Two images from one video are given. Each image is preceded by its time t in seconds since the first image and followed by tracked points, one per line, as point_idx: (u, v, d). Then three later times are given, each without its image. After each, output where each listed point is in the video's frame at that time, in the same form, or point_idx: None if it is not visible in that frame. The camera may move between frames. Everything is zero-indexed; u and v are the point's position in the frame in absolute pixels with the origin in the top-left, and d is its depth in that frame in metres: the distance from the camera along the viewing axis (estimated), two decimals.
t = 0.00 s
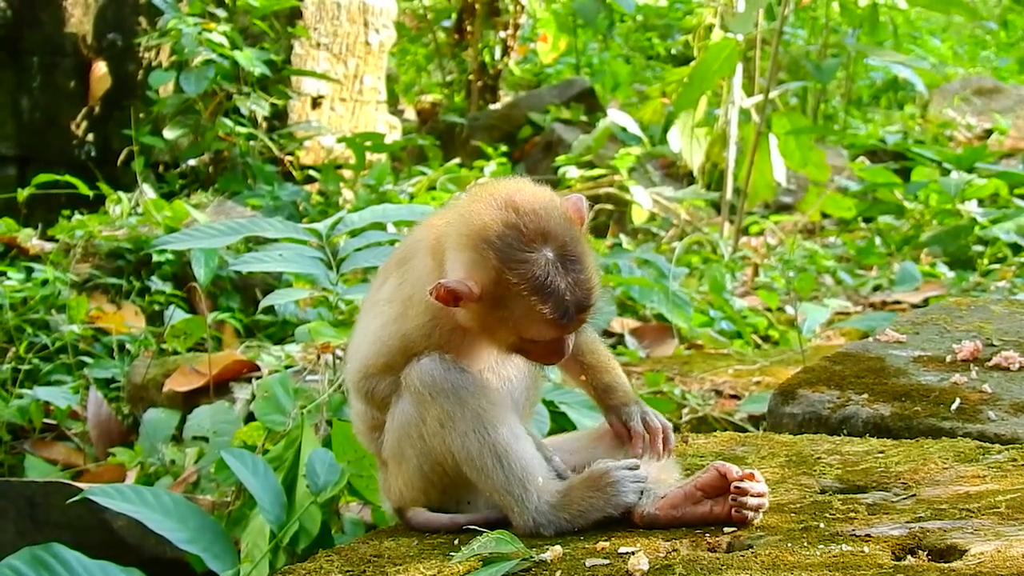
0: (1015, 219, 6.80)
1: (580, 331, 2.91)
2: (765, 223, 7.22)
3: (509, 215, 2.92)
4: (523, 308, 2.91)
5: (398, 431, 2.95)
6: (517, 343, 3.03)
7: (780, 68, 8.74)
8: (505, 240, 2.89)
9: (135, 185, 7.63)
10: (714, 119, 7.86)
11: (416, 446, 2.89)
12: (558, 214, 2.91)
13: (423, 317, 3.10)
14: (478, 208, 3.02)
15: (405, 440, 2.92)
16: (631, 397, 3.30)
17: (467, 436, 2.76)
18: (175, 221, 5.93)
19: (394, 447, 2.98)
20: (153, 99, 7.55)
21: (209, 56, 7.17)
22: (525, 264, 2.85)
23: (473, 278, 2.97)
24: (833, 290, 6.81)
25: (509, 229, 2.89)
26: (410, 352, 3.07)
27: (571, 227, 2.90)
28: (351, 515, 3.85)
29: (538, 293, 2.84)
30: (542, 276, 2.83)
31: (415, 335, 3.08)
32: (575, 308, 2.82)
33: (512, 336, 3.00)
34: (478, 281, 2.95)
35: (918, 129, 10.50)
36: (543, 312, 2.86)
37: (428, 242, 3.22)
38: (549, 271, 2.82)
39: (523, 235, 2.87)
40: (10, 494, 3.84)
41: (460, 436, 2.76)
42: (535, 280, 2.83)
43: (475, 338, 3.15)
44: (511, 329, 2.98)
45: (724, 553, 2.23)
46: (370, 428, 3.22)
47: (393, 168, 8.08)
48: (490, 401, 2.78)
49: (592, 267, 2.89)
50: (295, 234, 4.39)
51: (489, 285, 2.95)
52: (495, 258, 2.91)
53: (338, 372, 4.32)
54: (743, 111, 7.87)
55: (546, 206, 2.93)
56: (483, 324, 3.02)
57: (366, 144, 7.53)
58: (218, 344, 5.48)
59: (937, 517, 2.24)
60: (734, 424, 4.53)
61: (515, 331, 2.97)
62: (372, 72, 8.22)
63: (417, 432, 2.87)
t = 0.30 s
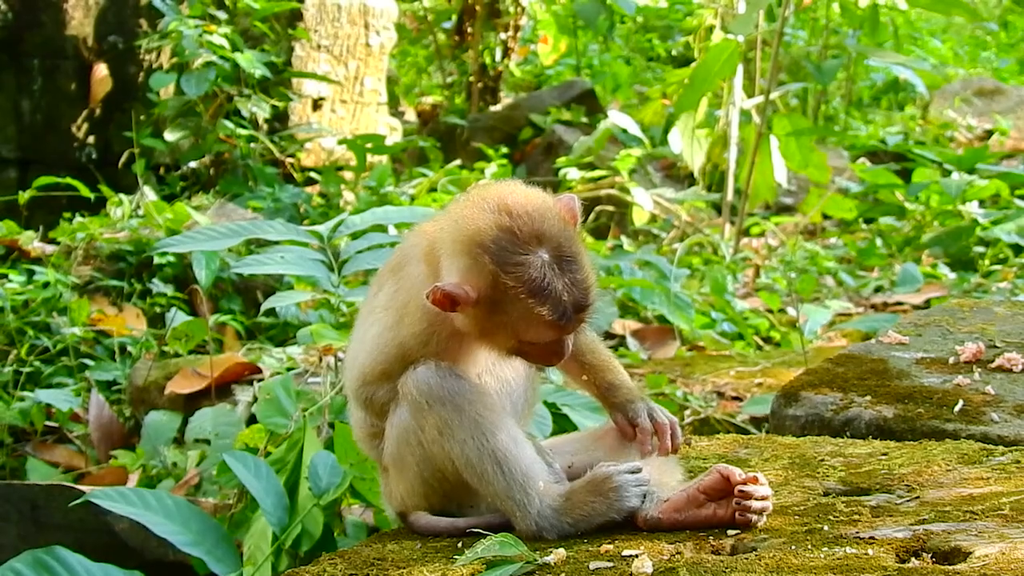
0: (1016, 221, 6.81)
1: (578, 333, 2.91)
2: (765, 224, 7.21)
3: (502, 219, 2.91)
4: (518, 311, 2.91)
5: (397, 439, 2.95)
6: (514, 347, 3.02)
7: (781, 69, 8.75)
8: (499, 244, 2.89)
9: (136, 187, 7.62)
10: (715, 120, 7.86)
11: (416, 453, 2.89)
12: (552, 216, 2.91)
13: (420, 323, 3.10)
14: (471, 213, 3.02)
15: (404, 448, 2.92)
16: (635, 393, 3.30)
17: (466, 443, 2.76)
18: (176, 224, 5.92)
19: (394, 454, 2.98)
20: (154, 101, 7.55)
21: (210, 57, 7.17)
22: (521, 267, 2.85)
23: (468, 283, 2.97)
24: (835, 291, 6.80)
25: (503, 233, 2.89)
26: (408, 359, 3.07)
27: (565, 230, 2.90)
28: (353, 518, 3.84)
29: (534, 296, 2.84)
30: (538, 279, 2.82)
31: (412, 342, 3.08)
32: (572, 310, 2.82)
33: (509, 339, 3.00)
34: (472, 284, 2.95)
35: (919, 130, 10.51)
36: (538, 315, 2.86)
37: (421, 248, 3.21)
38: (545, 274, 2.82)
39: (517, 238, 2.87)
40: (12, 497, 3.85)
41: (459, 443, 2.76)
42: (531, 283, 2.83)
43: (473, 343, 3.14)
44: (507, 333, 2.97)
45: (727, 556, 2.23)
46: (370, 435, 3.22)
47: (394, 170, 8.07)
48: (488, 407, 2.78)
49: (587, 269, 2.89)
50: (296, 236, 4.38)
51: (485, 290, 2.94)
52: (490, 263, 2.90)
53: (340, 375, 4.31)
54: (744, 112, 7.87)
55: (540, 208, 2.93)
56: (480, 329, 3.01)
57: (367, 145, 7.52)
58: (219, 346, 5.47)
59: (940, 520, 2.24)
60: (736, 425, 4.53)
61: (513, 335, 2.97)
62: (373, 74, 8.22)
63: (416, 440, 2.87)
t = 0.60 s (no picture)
0: (1019, 222, 6.82)
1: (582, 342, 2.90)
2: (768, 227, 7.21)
3: (510, 227, 2.90)
4: (523, 319, 2.90)
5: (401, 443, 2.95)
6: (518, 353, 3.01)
7: (783, 71, 8.76)
8: (505, 252, 2.88)
9: (138, 189, 7.62)
10: (718, 122, 7.86)
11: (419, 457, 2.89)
12: (559, 225, 2.89)
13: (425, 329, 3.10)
14: (478, 220, 3.01)
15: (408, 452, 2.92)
16: (647, 392, 3.30)
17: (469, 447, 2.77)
18: (179, 226, 5.93)
19: (397, 458, 2.98)
20: (156, 103, 7.56)
21: (212, 60, 7.19)
22: (526, 275, 2.84)
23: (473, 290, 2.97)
24: (837, 293, 6.80)
25: (509, 241, 2.88)
26: (412, 365, 3.08)
27: (572, 239, 2.89)
28: (357, 520, 3.84)
29: (539, 304, 2.83)
30: (543, 287, 2.81)
31: (416, 348, 3.09)
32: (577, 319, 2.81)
33: (513, 346, 2.99)
34: (477, 291, 2.94)
35: (921, 132, 10.51)
36: (543, 324, 2.85)
37: (427, 253, 3.22)
38: (550, 283, 2.81)
39: (523, 245, 2.86)
40: (17, 499, 3.85)
41: (462, 448, 2.77)
42: (537, 291, 2.82)
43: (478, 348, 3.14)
44: (511, 339, 2.96)
45: (733, 557, 2.23)
46: (375, 439, 3.23)
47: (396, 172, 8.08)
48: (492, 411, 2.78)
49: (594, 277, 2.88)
50: (300, 239, 4.38)
51: (490, 296, 2.94)
52: (495, 270, 2.90)
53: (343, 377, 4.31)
54: (746, 114, 7.88)
55: (547, 216, 2.91)
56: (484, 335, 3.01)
57: (369, 148, 7.53)
58: (222, 348, 5.48)
59: (945, 522, 2.24)
60: (740, 427, 4.52)
61: (517, 341, 2.96)
62: (375, 76, 8.22)
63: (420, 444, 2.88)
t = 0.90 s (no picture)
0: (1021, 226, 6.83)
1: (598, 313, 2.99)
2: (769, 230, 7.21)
3: (559, 187, 3.04)
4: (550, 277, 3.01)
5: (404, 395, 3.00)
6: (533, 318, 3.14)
7: (785, 75, 8.78)
8: (549, 207, 3.01)
9: (140, 192, 7.62)
10: (720, 126, 7.87)
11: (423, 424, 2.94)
12: (602, 198, 3.02)
13: (447, 286, 3.22)
14: (527, 181, 3.14)
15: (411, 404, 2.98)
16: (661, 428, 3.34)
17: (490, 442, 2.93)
18: (181, 229, 5.94)
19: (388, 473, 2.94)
20: (158, 106, 7.57)
21: (214, 63, 7.20)
22: (562, 235, 2.96)
23: (509, 245, 3.09)
24: (839, 297, 6.80)
25: (560, 198, 3.01)
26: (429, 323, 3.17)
27: (610, 211, 3.00)
28: (359, 524, 3.84)
29: (569, 264, 2.94)
30: (576, 249, 2.92)
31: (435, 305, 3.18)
32: (602, 291, 2.91)
33: (532, 307, 3.11)
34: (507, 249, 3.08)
35: (922, 135, 10.53)
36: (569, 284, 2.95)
37: (459, 221, 3.33)
38: (584, 246, 2.91)
39: (566, 207, 2.99)
40: (19, 503, 3.86)
41: (439, 494, 2.76)
42: (569, 252, 2.93)
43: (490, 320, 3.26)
44: (532, 297, 3.10)
45: (736, 562, 2.23)
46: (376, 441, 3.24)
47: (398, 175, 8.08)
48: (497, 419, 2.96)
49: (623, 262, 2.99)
50: (302, 242, 4.37)
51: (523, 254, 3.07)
52: (538, 220, 3.04)
53: (346, 381, 4.31)
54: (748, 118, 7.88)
55: (593, 187, 3.04)
56: (510, 291, 3.13)
57: (371, 151, 7.53)
58: (225, 352, 5.48)
59: (949, 526, 2.24)
60: (743, 431, 4.52)
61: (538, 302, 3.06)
62: (377, 79, 8.24)
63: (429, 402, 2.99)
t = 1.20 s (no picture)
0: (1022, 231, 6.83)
1: (586, 288, 2.93)
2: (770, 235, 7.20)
3: (553, 162, 3.03)
4: (536, 246, 2.96)
5: (400, 410, 2.85)
6: (519, 294, 3.03)
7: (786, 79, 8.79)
8: (540, 179, 2.99)
9: (142, 196, 7.63)
10: (721, 130, 7.87)
11: (423, 444, 2.79)
12: (593, 174, 3.00)
13: (438, 278, 3.09)
14: (519, 160, 3.13)
15: (407, 418, 2.83)
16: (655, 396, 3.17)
17: (499, 441, 2.83)
18: (183, 234, 5.95)
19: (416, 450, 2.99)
20: (160, 111, 7.59)
21: (216, 67, 7.22)
22: (555, 204, 2.93)
23: (497, 217, 3.06)
24: (841, 301, 6.79)
25: (549, 169, 3.01)
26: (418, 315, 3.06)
27: (604, 186, 2.98)
28: (360, 528, 3.84)
29: (556, 230, 2.92)
30: (564, 214, 2.91)
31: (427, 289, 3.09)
32: (587, 255, 2.88)
33: (519, 283, 3.01)
34: (501, 220, 3.04)
35: (924, 140, 10.53)
36: (557, 252, 2.91)
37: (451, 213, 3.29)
38: (573, 214, 2.90)
39: (558, 180, 2.96)
40: (21, 507, 3.85)
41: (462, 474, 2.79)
42: (561, 221, 2.91)
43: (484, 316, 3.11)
44: (516, 270, 3.01)
45: (738, 566, 2.23)
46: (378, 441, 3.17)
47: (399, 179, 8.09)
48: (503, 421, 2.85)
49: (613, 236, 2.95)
50: (303, 246, 4.38)
51: (511, 227, 3.02)
52: (525, 187, 3.02)
53: (347, 385, 4.32)
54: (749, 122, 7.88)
55: (584, 164, 3.02)
56: (497, 268, 3.06)
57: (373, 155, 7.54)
58: (226, 356, 5.49)
59: (949, 531, 2.24)
60: (743, 435, 4.53)
61: (524, 275, 2.99)
62: (379, 84, 8.26)
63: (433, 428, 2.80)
